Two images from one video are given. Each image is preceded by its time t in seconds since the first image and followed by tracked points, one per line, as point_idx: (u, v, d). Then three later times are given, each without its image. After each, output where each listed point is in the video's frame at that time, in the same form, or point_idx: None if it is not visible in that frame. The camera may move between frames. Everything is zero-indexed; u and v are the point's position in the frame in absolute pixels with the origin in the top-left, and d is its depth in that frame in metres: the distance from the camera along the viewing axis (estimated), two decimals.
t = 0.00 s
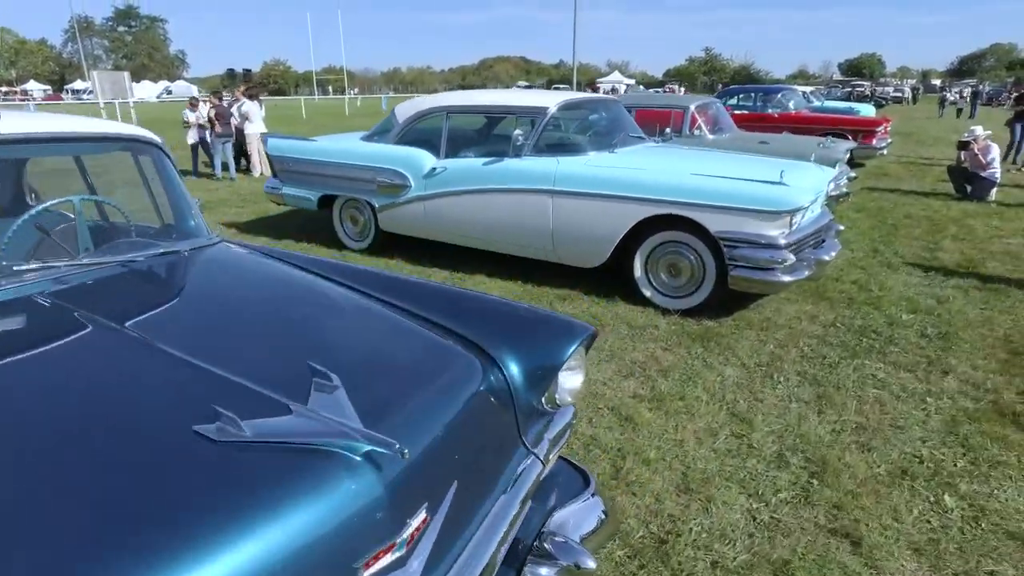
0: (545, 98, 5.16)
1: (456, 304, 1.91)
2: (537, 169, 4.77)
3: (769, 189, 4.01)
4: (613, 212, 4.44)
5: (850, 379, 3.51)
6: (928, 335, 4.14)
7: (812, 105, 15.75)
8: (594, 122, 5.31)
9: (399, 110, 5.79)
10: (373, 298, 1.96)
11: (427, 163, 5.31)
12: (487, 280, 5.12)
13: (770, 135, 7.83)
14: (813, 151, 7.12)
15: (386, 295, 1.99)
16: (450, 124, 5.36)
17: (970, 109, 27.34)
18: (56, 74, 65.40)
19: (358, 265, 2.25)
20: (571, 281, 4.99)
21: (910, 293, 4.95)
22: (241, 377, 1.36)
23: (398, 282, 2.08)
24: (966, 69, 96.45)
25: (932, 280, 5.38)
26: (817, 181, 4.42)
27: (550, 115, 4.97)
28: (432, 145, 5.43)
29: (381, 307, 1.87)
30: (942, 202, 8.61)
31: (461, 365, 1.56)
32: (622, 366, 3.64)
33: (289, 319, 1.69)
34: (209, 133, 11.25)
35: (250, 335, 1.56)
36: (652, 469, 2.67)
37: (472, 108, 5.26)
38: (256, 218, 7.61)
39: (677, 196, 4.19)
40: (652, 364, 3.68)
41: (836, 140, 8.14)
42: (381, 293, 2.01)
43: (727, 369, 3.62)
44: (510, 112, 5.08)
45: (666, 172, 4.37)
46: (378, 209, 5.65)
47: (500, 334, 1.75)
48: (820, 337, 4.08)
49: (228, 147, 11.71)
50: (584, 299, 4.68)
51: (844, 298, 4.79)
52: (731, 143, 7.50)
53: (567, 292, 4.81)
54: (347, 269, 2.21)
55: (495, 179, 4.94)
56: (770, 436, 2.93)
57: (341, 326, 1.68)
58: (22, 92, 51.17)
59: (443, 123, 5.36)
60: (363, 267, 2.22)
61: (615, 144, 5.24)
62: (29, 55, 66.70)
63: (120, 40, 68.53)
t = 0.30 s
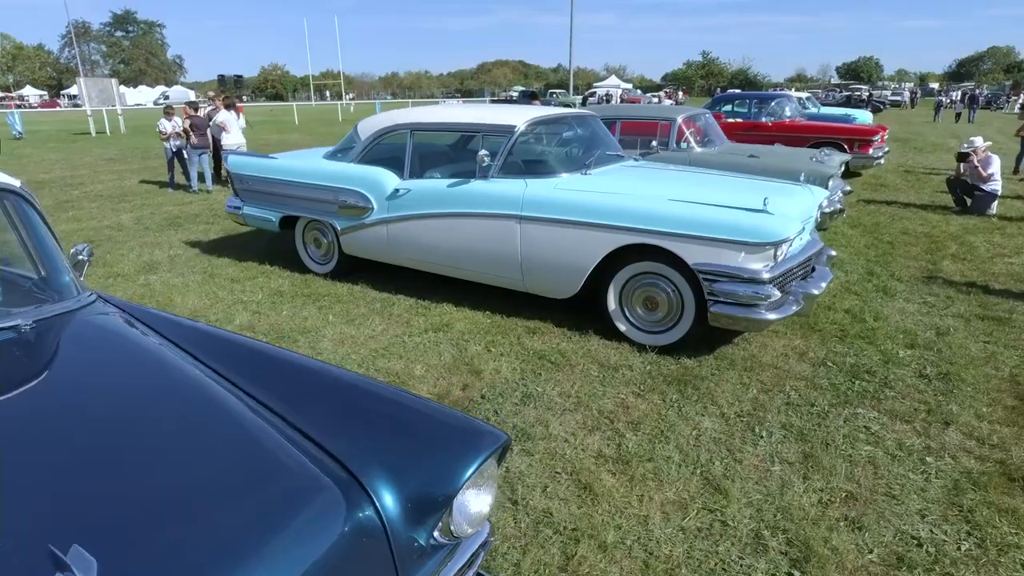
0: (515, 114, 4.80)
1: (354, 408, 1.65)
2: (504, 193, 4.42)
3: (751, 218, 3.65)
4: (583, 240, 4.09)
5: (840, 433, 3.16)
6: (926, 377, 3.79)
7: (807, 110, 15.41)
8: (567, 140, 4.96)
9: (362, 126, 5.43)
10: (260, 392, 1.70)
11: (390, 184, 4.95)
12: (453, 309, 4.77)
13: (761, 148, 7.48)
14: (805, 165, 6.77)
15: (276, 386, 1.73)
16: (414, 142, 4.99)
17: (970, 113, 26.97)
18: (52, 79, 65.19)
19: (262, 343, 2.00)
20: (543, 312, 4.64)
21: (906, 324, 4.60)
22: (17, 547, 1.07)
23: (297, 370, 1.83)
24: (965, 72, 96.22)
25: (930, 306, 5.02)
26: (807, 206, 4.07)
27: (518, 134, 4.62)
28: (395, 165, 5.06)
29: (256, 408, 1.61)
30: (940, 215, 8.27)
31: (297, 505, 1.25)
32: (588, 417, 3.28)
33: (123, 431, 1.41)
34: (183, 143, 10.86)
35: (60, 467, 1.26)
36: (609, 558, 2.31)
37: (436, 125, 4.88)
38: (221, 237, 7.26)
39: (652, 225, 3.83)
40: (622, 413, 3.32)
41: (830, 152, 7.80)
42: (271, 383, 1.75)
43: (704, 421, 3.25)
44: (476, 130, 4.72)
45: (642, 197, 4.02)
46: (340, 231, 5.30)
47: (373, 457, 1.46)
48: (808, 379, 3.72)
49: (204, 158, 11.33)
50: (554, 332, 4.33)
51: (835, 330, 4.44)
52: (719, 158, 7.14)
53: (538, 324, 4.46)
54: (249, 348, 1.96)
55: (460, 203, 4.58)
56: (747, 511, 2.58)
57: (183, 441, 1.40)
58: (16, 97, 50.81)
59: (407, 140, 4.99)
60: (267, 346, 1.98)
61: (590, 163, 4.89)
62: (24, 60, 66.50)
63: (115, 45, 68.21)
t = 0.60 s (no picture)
0: (482, 134, 4.50)
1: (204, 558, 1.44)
2: (467, 221, 4.13)
3: (727, 252, 3.36)
4: (550, 274, 3.80)
5: (822, 494, 2.87)
6: (918, 423, 3.50)
7: (803, 117, 15.13)
8: (538, 161, 4.67)
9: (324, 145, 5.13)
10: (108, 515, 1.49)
11: (350, 209, 4.65)
12: (416, 342, 4.47)
13: (749, 162, 7.18)
14: (794, 182, 6.49)
15: (144, 504, 1.58)
16: (375, 164, 4.69)
17: (968, 118, 26.72)
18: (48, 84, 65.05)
19: (154, 459, 1.87)
20: (511, 345, 4.35)
21: (898, 358, 4.30)
22: None
23: (179, 490, 1.69)
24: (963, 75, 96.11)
25: (924, 336, 4.73)
26: (789, 236, 3.79)
27: (484, 156, 4.32)
28: (356, 187, 4.76)
29: (95, 536, 1.40)
30: (937, 230, 7.98)
31: None
32: (546, 475, 2.99)
33: None
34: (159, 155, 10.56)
35: None
36: None
37: (399, 146, 4.59)
38: (187, 256, 6.96)
39: (622, 259, 3.55)
40: (584, 470, 3.03)
41: (821, 166, 7.51)
42: (141, 499, 1.60)
43: (673, 479, 2.96)
44: (439, 152, 4.43)
45: (612, 228, 3.73)
46: (300, 257, 5.01)
47: None
48: (790, 426, 3.43)
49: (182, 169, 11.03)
50: (520, 370, 4.04)
51: (822, 366, 4.15)
52: (705, 173, 6.85)
53: (504, 360, 4.17)
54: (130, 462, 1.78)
55: (422, 231, 4.30)
56: None
57: None
58: (11, 103, 50.60)
59: (368, 161, 4.69)
60: (159, 461, 1.84)
61: (562, 186, 4.60)
62: (20, 65, 66.36)
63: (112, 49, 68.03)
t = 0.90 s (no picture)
0: (462, 145, 4.24)
1: None
2: (444, 238, 3.88)
3: (718, 277, 3.10)
4: (530, 297, 3.55)
5: (821, 550, 2.61)
6: (926, 463, 3.23)
7: (807, 121, 14.85)
8: (522, 173, 4.41)
9: (299, 154, 4.88)
10: None
11: (324, 223, 4.40)
12: (392, 365, 4.22)
13: (749, 171, 6.90)
14: (795, 192, 6.21)
15: None
16: (350, 176, 4.44)
17: (974, 120, 26.39)
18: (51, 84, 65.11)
19: None
20: (492, 370, 4.09)
21: (904, 386, 4.03)
22: None
23: None
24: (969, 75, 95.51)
25: (931, 359, 4.47)
26: (787, 257, 3.52)
27: (463, 169, 4.06)
28: (330, 199, 4.50)
29: None
30: (944, 240, 7.70)
31: None
32: (518, 525, 2.74)
33: None
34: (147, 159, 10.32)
35: None
36: None
37: (375, 157, 4.34)
38: (167, 267, 6.72)
39: (608, 283, 3.29)
40: (559, 520, 2.77)
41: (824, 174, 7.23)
42: None
43: (657, 531, 2.71)
44: (416, 165, 4.16)
45: (597, 248, 3.47)
46: (273, 273, 4.76)
47: None
48: (787, 466, 3.17)
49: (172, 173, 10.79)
50: (499, 399, 3.78)
51: (823, 394, 3.88)
52: (703, 183, 6.57)
53: (483, 387, 3.91)
54: None
55: (397, 248, 4.05)
56: None
57: None
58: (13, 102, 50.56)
59: (343, 173, 4.44)
60: None
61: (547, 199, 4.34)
62: (23, 65, 66.45)
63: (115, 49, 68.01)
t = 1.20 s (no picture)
0: (460, 142, 4.14)
1: None
2: (437, 237, 3.79)
3: (714, 283, 2.95)
4: (522, 300, 3.44)
5: None
6: (936, 484, 3.05)
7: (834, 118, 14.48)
8: (523, 171, 4.29)
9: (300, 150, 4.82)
10: None
11: (320, 220, 4.34)
12: (386, 365, 4.14)
13: (766, 170, 6.69)
14: (813, 192, 5.99)
15: None
16: (347, 172, 4.37)
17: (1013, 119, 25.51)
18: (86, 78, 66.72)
19: None
20: (486, 373, 4.00)
21: (917, 400, 3.83)
22: None
23: None
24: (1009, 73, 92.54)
25: (950, 371, 4.25)
26: (792, 263, 3.36)
27: (459, 167, 3.95)
28: (328, 196, 4.44)
29: None
30: (972, 243, 7.39)
31: None
32: (497, 538, 2.64)
33: None
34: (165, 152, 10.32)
35: None
36: None
37: (372, 154, 4.26)
38: (176, 261, 6.74)
39: (602, 287, 3.17)
40: (541, 534, 2.67)
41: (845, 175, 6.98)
42: None
43: (643, 550, 2.58)
44: (412, 162, 4.07)
45: (593, 250, 3.35)
46: (271, 269, 4.71)
47: None
48: (786, 483, 3.01)
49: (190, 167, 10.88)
50: (491, 403, 3.68)
51: (830, 406, 3.71)
52: (717, 183, 6.38)
53: (476, 390, 3.82)
54: None
55: (391, 247, 3.97)
56: None
57: None
58: (49, 95, 51.77)
59: (340, 169, 4.37)
60: None
61: (548, 199, 4.22)
62: (60, 59, 68.16)
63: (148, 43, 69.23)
